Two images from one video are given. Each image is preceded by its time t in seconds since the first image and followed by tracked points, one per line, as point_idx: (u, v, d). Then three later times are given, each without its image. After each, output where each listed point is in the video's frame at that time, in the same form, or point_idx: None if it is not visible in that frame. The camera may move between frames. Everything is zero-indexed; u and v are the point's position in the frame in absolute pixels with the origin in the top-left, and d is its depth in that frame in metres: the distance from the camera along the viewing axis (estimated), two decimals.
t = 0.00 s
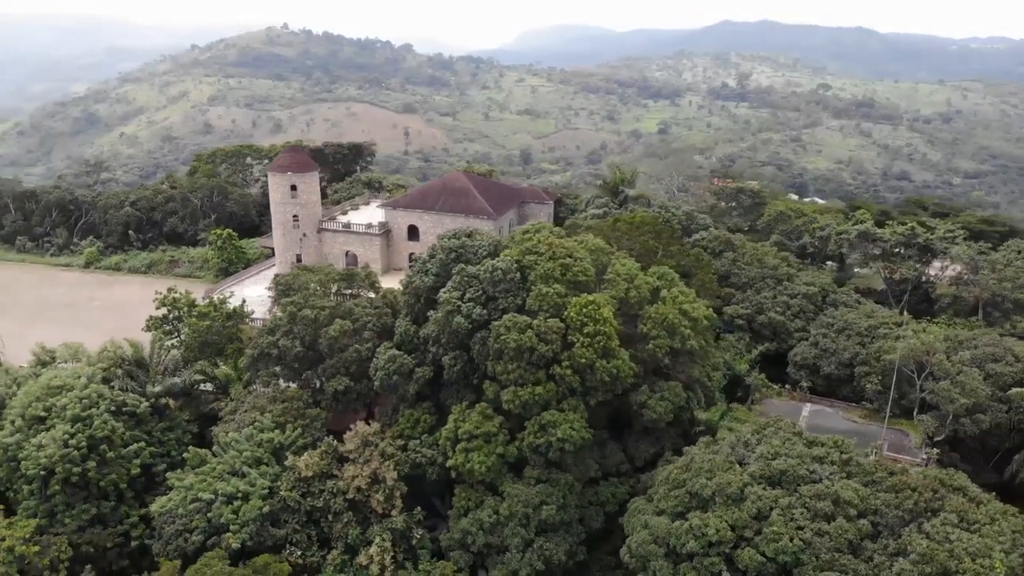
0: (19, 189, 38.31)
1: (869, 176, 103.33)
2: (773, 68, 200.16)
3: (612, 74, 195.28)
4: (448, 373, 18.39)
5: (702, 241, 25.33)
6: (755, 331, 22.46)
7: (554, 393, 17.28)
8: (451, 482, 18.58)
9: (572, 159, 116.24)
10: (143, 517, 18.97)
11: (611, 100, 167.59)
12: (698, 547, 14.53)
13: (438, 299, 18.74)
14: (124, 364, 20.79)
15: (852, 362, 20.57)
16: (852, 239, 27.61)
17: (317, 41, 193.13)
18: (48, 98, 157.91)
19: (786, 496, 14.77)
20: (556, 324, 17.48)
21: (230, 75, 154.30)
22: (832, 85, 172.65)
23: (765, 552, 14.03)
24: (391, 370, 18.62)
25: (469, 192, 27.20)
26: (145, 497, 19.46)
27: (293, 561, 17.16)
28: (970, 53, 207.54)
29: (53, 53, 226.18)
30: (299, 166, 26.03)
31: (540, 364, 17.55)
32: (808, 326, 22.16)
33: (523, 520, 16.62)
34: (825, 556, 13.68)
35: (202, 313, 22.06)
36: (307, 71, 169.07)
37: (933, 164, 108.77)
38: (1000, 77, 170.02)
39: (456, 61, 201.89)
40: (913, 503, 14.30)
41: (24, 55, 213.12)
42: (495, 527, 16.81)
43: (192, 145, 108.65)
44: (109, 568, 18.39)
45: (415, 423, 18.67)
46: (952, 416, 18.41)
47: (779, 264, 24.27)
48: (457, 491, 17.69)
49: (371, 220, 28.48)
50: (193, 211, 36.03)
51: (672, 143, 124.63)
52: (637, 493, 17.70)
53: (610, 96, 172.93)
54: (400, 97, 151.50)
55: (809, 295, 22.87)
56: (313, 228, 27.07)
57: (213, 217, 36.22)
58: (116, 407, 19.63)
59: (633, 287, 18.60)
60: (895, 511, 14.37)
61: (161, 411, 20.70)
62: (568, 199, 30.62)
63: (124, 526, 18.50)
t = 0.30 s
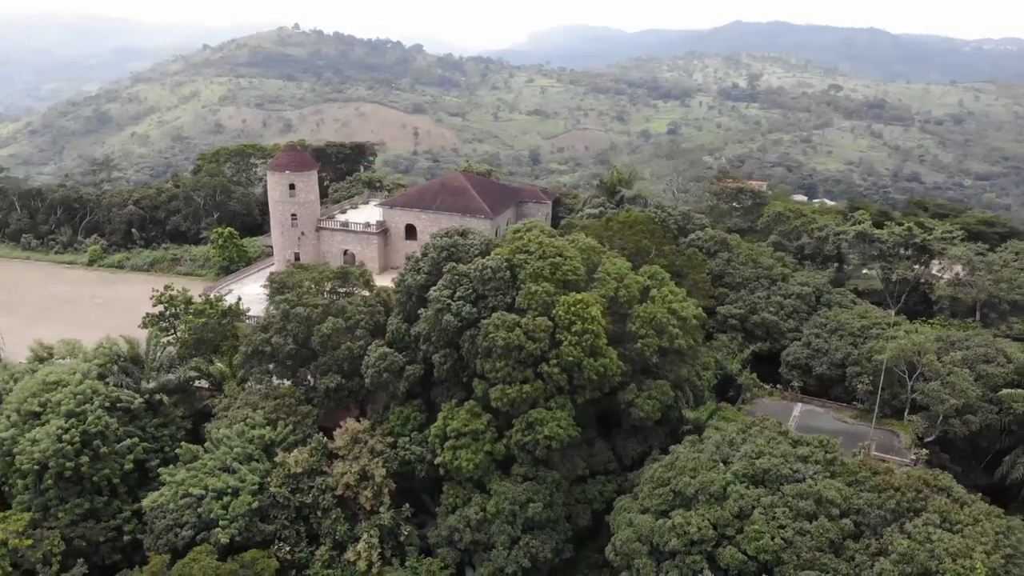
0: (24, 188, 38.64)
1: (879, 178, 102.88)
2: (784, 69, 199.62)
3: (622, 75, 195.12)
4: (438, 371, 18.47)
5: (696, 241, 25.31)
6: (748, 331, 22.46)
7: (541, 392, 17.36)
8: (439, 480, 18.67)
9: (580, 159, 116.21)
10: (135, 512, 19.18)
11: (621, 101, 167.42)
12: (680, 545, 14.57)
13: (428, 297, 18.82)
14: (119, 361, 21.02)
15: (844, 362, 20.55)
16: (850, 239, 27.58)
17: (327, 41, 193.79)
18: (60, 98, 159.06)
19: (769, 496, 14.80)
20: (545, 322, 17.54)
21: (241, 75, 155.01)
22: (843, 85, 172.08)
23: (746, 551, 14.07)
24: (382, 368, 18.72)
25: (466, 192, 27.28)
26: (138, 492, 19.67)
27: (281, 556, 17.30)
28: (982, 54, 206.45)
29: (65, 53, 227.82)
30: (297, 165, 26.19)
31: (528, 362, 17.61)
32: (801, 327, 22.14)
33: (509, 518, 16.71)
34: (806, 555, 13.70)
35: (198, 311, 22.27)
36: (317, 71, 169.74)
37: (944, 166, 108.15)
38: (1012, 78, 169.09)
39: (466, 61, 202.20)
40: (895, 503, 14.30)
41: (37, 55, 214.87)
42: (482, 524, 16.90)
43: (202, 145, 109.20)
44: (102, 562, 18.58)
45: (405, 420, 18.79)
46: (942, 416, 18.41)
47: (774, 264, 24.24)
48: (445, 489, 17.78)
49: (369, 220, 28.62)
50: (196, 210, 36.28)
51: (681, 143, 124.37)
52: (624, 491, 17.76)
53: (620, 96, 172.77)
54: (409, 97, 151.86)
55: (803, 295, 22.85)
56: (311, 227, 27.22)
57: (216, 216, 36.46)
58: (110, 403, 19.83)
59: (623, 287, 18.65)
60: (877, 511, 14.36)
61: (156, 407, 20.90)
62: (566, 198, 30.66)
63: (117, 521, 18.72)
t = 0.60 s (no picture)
0: (17, 188, 38.69)
1: (878, 178, 102.89)
2: (784, 69, 199.76)
3: (621, 75, 195.26)
4: (419, 371, 18.54)
5: (682, 240, 25.39)
6: (731, 330, 22.53)
7: (520, 390, 17.46)
8: (421, 479, 18.76)
9: (579, 159, 116.34)
10: (119, 510, 19.26)
11: (621, 101, 167.49)
12: (655, 543, 14.61)
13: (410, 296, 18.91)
14: (104, 360, 21.15)
15: (826, 362, 20.64)
16: (836, 239, 27.71)
17: (327, 41, 194.11)
18: (60, 99, 159.38)
19: (742, 493, 14.88)
20: (524, 321, 17.63)
21: (241, 75, 155.30)
22: (843, 86, 172.16)
23: (719, 549, 14.14)
24: (364, 367, 18.80)
25: (454, 192, 27.38)
26: (122, 491, 19.75)
27: (262, 555, 17.38)
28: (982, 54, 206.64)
29: (65, 53, 228.30)
30: (284, 165, 26.29)
31: (507, 361, 17.68)
32: (784, 326, 22.22)
33: (489, 516, 16.76)
34: (778, 553, 13.79)
35: (184, 311, 22.38)
36: (317, 72, 170.03)
37: (943, 166, 108.10)
38: (1012, 79, 169.13)
39: (466, 61, 202.46)
40: (868, 501, 14.38)
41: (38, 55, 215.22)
42: (462, 522, 16.97)
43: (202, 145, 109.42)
44: (85, 560, 18.66)
45: (386, 419, 18.89)
46: (921, 415, 18.52)
47: (758, 264, 24.34)
48: (426, 487, 17.85)
49: (357, 220, 28.72)
50: (187, 210, 36.37)
51: (680, 143, 124.45)
52: (604, 490, 17.83)
53: (619, 96, 172.84)
54: (409, 98, 152.09)
55: (786, 295, 22.97)
56: (298, 226, 27.30)
57: (207, 216, 36.58)
58: (94, 402, 19.91)
59: (603, 286, 18.74)
60: (850, 510, 14.43)
61: (140, 406, 20.99)
62: (555, 198, 30.75)
63: (100, 519, 18.79)
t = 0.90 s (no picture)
0: (9, 188, 38.81)
1: (877, 178, 102.83)
2: (784, 69, 199.76)
3: (621, 75, 195.45)
4: (397, 370, 18.60)
5: (665, 241, 25.46)
6: (712, 330, 22.62)
7: (496, 389, 17.50)
8: (398, 477, 18.82)
9: (578, 159, 116.45)
10: (100, 509, 19.34)
11: (620, 102, 167.55)
12: (625, 541, 14.70)
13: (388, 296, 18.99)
14: (86, 359, 21.21)
15: (805, 361, 20.72)
16: (820, 239, 27.78)
17: (327, 42, 194.58)
18: (60, 99, 159.95)
19: (712, 491, 14.94)
20: (500, 321, 17.68)
21: (241, 76, 155.68)
22: (843, 86, 172.11)
23: (688, 547, 14.21)
24: (342, 366, 18.86)
25: (440, 192, 27.43)
26: (102, 490, 19.81)
27: (239, 553, 17.46)
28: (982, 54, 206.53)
29: (65, 53, 229.04)
30: (270, 165, 26.46)
31: (483, 360, 17.73)
32: (764, 326, 22.28)
33: (463, 515, 16.84)
34: (745, 551, 13.85)
35: (166, 310, 22.47)
36: (317, 73, 170.30)
37: (942, 167, 107.94)
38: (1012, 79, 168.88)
39: (465, 61, 202.76)
40: (837, 499, 14.43)
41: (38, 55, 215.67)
42: (437, 520, 17.05)
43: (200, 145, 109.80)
44: (66, 558, 18.74)
45: (365, 418, 18.94)
46: (896, 414, 18.62)
47: (740, 264, 24.40)
48: (402, 486, 17.92)
49: (344, 220, 28.82)
50: (177, 210, 36.48)
51: (679, 144, 124.50)
52: (580, 488, 17.91)
53: (619, 96, 172.92)
54: (408, 98, 152.36)
55: (767, 294, 23.02)
56: (284, 227, 27.49)
57: (197, 216, 36.69)
58: (75, 401, 19.95)
59: (581, 285, 18.79)
60: (819, 507, 14.48)
61: (121, 405, 21.05)
62: (541, 198, 30.81)
63: (80, 517, 18.85)
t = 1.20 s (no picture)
0: (14, 187, 39.13)
1: (887, 179, 102.23)
2: (795, 69, 199.08)
3: (631, 75, 195.24)
4: (387, 369, 18.69)
5: (661, 241, 25.45)
6: (706, 330, 22.63)
7: (484, 388, 17.54)
8: (388, 476, 18.91)
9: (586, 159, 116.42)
10: (93, 505, 19.46)
11: (629, 102, 167.21)
12: (608, 540, 14.72)
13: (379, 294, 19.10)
14: (82, 357, 21.37)
15: (797, 362, 20.69)
16: (816, 240, 27.74)
17: (337, 43, 195.34)
18: (73, 99, 161.19)
19: (695, 491, 14.93)
20: (488, 320, 17.73)
21: (251, 76, 156.46)
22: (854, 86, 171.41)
23: (670, 546, 14.22)
24: (332, 365, 18.95)
25: (437, 192, 27.49)
26: (96, 486, 19.93)
27: (228, 549, 17.58)
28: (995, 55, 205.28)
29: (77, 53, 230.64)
30: (267, 165, 26.72)
31: (472, 360, 17.78)
32: (758, 326, 22.27)
33: (451, 513, 16.92)
34: (727, 551, 13.86)
35: (162, 308, 22.64)
36: (327, 73, 170.77)
37: (954, 167, 107.27)
38: None
39: (475, 61, 203.00)
40: (820, 500, 14.41)
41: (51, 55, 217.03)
42: (424, 519, 17.11)
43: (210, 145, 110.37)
44: (59, 554, 18.86)
45: (356, 416, 19.03)
46: (886, 415, 18.60)
47: (735, 264, 24.39)
48: (391, 484, 17.99)
49: (341, 219, 28.96)
50: (180, 209, 36.70)
51: (687, 145, 124.28)
52: (568, 487, 17.95)
53: (628, 97, 172.56)
54: (417, 98, 152.73)
55: (761, 295, 22.99)
56: (282, 226, 27.68)
57: (200, 215, 36.89)
58: (70, 398, 20.10)
59: (571, 285, 18.83)
60: (801, 508, 14.48)
61: (116, 403, 21.19)
62: (539, 198, 30.83)
63: (74, 514, 19.00)
